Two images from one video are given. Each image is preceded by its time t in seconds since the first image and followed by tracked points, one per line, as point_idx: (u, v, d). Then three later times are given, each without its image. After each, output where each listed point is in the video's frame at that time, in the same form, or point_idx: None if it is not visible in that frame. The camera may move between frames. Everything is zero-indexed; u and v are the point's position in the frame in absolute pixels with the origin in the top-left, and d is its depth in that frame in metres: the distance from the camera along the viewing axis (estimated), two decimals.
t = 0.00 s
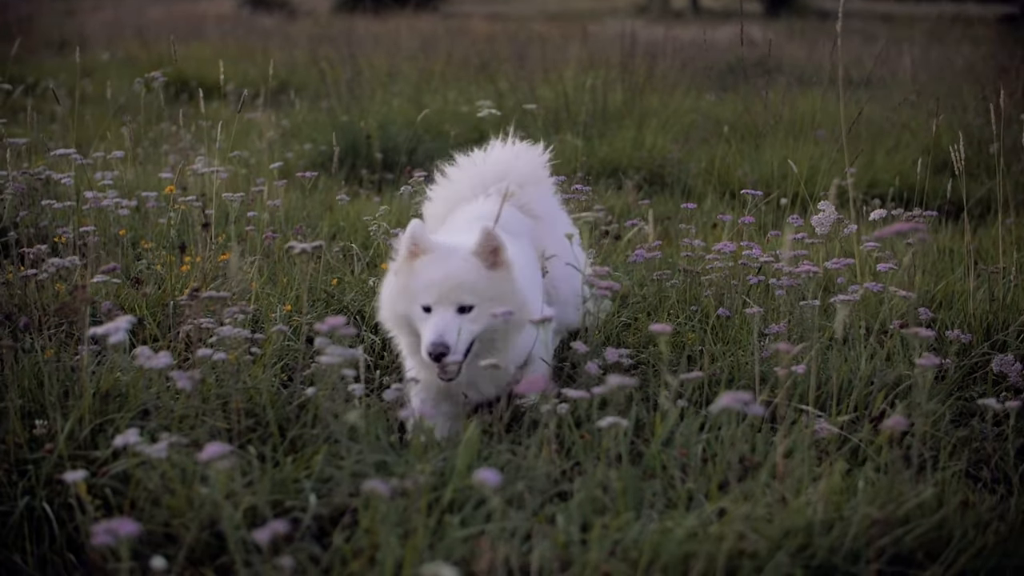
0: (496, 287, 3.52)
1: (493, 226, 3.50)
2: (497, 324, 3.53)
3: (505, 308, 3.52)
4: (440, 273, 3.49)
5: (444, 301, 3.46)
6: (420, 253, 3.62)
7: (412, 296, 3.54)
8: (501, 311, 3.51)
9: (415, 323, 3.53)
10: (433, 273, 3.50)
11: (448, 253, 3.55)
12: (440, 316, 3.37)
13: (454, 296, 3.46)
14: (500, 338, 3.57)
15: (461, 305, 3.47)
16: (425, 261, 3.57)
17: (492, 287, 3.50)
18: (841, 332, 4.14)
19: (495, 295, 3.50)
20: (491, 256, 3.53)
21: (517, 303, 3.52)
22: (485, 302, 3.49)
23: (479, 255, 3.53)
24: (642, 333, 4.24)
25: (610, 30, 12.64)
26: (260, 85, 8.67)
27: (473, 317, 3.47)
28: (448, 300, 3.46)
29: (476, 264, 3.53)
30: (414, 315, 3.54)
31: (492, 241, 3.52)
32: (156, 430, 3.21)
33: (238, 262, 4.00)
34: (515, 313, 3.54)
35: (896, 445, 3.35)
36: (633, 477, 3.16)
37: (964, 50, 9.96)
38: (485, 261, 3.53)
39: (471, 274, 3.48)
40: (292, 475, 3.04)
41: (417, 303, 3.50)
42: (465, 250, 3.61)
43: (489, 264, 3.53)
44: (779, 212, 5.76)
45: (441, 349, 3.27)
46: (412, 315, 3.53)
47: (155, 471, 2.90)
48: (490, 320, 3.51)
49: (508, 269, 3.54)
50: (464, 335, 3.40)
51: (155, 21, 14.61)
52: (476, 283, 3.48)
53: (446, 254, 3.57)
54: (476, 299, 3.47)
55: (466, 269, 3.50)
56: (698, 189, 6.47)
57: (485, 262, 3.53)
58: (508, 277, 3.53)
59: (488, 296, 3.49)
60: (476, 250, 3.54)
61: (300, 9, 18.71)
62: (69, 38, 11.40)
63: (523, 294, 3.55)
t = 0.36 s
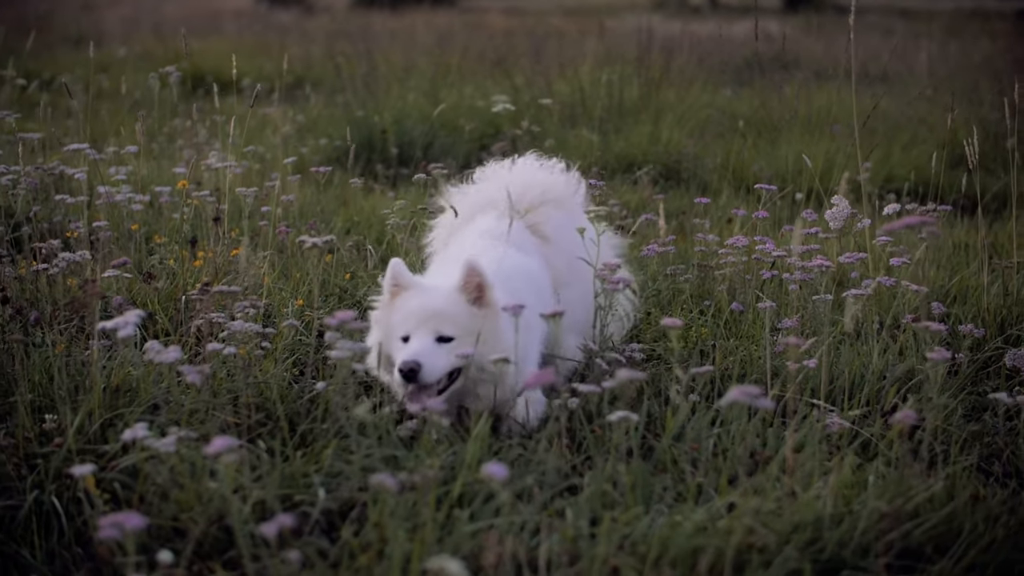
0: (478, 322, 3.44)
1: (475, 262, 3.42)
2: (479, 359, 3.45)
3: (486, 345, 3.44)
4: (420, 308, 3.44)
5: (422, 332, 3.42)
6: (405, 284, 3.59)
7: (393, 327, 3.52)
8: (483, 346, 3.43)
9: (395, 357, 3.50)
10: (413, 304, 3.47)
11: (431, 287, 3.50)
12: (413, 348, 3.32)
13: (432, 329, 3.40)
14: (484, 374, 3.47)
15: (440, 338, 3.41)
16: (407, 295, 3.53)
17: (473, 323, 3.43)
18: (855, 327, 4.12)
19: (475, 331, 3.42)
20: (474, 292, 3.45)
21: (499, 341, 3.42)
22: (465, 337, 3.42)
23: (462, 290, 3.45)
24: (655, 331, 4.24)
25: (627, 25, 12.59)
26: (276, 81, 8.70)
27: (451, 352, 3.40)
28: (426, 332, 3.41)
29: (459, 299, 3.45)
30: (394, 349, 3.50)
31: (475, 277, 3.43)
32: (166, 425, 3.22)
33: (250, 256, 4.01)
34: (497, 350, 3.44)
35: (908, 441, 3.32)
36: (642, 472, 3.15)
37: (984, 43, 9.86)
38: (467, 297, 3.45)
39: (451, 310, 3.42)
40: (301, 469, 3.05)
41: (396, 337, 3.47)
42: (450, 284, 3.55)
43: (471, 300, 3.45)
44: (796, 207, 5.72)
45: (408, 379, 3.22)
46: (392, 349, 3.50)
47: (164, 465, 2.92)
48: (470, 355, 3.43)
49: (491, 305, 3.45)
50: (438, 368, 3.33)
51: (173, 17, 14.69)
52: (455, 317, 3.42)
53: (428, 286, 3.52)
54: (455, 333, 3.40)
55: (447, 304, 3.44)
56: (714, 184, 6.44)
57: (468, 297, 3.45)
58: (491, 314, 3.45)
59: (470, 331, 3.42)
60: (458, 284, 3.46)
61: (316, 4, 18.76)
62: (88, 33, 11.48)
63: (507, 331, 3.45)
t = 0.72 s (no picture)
0: (495, 296, 3.44)
1: (491, 235, 3.42)
2: (496, 333, 3.45)
3: (502, 319, 3.43)
4: (435, 281, 3.46)
5: (438, 305, 3.44)
6: (422, 258, 3.62)
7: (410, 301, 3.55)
8: (499, 321, 3.43)
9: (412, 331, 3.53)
10: (429, 277, 3.49)
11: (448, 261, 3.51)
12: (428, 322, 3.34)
13: (448, 302, 3.42)
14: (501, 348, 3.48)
15: (455, 311, 3.42)
16: (424, 268, 3.56)
17: (489, 297, 3.43)
18: (875, 319, 4.09)
19: (491, 304, 3.43)
20: (490, 266, 3.45)
21: (515, 314, 3.42)
22: (481, 311, 3.42)
23: (478, 264, 3.45)
24: (674, 324, 4.23)
25: (650, 18, 12.54)
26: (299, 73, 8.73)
27: (467, 325, 3.41)
28: (442, 305, 3.43)
29: (474, 272, 3.46)
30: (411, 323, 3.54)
31: (490, 251, 3.43)
32: (182, 417, 3.20)
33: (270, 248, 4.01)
34: (514, 323, 3.43)
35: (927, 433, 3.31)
36: (658, 464, 3.13)
37: (1011, 36, 9.76)
38: (483, 271, 3.45)
39: (466, 283, 3.43)
40: (318, 460, 3.06)
41: (413, 311, 3.50)
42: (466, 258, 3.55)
43: (487, 274, 3.45)
44: (818, 199, 5.69)
45: (422, 347, 3.24)
46: (409, 323, 3.53)
47: (181, 456, 2.92)
48: (486, 329, 3.44)
49: (508, 279, 3.45)
50: (453, 340, 3.35)
51: (196, 10, 14.76)
52: (471, 291, 3.42)
53: (444, 260, 3.54)
54: (471, 306, 3.41)
55: (463, 278, 3.45)
56: (735, 176, 6.42)
57: (483, 271, 3.45)
58: (507, 288, 3.44)
59: (485, 305, 3.42)
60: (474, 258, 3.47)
61: None
62: (112, 26, 11.57)
63: (524, 306, 3.44)
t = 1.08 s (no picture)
0: (557, 247, 3.49)
1: (552, 185, 3.50)
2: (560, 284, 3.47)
3: (567, 268, 3.46)
4: (497, 233, 3.51)
5: (501, 259, 3.48)
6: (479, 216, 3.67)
7: (470, 258, 3.58)
8: (565, 271, 3.46)
9: (473, 286, 3.55)
10: (489, 231, 3.54)
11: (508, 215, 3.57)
12: (494, 273, 3.37)
13: (511, 254, 3.46)
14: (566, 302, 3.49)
15: (519, 264, 3.45)
16: (483, 224, 3.61)
17: (552, 248, 3.47)
18: (904, 306, 4.06)
19: (555, 254, 3.46)
20: (552, 216, 3.50)
21: (581, 263, 3.45)
22: (545, 262, 3.46)
23: (540, 215, 3.51)
24: (699, 310, 4.22)
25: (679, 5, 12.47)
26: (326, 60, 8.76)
27: (532, 276, 3.44)
28: (505, 258, 3.46)
29: (536, 224, 3.51)
30: (472, 278, 3.56)
31: (553, 200, 3.50)
32: (205, 401, 3.18)
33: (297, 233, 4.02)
34: (579, 273, 3.46)
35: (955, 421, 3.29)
36: (682, 450, 3.13)
37: None
38: (545, 222, 3.51)
39: (529, 234, 3.48)
40: (342, 444, 3.07)
41: (474, 265, 3.53)
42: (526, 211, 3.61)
43: (549, 224, 3.50)
44: (850, 185, 5.65)
45: (490, 305, 3.27)
46: (470, 278, 3.56)
47: (204, 440, 2.92)
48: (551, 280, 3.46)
49: (570, 229, 3.50)
50: (519, 291, 3.37)
51: None
52: (534, 242, 3.47)
53: (502, 215, 3.59)
54: (536, 257, 3.45)
55: (525, 229, 3.50)
56: (763, 162, 6.39)
57: (545, 222, 3.51)
58: (569, 237, 3.49)
59: (548, 255, 3.46)
60: (536, 210, 3.53)
61: None
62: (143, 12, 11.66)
63: (587, 255, 3.48)
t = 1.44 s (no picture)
0: (640, 237, 3.43)
1: (633, 172, 3.43)
2: (643, 275, 3.41)
3: (649, 259, 3.41)
4: (577, 224, 3.45)
5: (581, 250, 3.41)
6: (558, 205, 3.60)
7: (549, 248, 3.52)
8: (648, 262, 3.40)
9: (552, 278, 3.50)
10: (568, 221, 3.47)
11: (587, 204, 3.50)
12: (575, 265, 3.31)
13: (591, 245, 3.39)
14: (650, 293, 3.44)
15: (600, 255, 3.39)
16: (561, 214, 3.56)
17: (634, 237, 3.41)
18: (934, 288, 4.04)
19: (636, 245, 3.40)
20: (634, 204, 3.44)
21: (664, 253, 3.39)
22: (627, 253, 3.39)
23: (621, 204, 3.44)
24: (727, 291, 4.21)
25: None
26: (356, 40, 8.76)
27: (613, 268, 3.37)
28: (585, 250, 3.40)
29: (617, 213, 3.45)
30: (550, 270, 3.51)
31: (634, 188, 3.43)
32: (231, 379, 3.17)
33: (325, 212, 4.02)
34: (662, 263, 3.41)
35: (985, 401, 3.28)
36: (707, 431, 3.13)
37: None
38: (627, 211, 3.44)
39: (610, 224, 3.42)
40: (369, 423, 3.08)
41: (552, 256, 3.47)
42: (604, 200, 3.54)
43: (631, 213, 3.44)
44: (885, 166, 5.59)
45: (569, 300, 3.22)
46: (548, 270, 3.51)
47: (230, 418, 2.92)
48: (634, 271, 3.40)
49: (652, 218, 3.43)
50: (601, 283, 3.32)
51: None
52: (615, 232, 3.40)
53: (581, 204, 3.52)
54: (617, 248, 3.38)
55: (605, 219, 3.43)
56: (796, 142, 6.33)
57: (626, 212, 3.44)
58: (651, 227, 3.42)
59: (630, 246, 3.39)
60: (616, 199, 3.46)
61: None
62: None
63: (671, 245, 3.42)
